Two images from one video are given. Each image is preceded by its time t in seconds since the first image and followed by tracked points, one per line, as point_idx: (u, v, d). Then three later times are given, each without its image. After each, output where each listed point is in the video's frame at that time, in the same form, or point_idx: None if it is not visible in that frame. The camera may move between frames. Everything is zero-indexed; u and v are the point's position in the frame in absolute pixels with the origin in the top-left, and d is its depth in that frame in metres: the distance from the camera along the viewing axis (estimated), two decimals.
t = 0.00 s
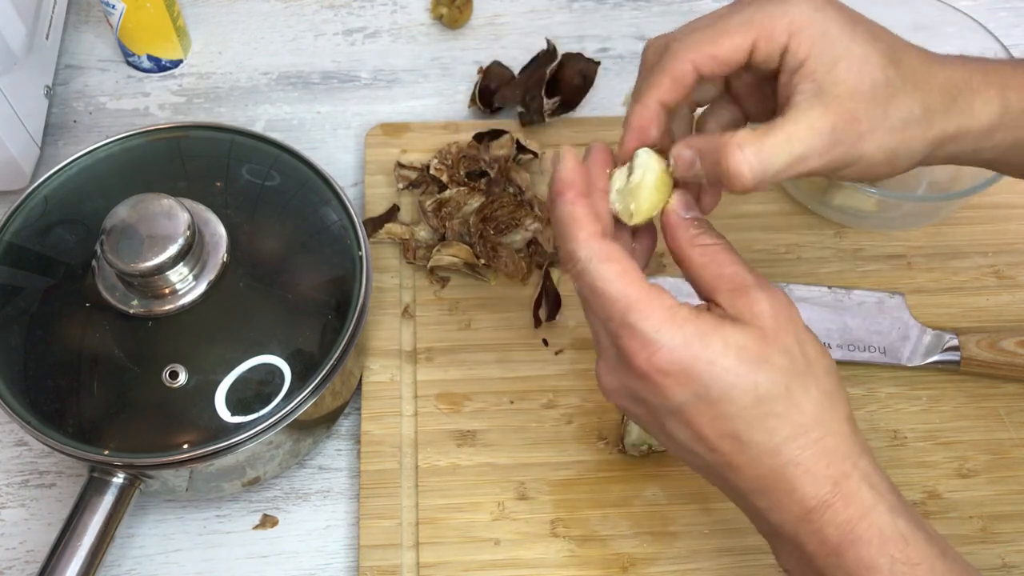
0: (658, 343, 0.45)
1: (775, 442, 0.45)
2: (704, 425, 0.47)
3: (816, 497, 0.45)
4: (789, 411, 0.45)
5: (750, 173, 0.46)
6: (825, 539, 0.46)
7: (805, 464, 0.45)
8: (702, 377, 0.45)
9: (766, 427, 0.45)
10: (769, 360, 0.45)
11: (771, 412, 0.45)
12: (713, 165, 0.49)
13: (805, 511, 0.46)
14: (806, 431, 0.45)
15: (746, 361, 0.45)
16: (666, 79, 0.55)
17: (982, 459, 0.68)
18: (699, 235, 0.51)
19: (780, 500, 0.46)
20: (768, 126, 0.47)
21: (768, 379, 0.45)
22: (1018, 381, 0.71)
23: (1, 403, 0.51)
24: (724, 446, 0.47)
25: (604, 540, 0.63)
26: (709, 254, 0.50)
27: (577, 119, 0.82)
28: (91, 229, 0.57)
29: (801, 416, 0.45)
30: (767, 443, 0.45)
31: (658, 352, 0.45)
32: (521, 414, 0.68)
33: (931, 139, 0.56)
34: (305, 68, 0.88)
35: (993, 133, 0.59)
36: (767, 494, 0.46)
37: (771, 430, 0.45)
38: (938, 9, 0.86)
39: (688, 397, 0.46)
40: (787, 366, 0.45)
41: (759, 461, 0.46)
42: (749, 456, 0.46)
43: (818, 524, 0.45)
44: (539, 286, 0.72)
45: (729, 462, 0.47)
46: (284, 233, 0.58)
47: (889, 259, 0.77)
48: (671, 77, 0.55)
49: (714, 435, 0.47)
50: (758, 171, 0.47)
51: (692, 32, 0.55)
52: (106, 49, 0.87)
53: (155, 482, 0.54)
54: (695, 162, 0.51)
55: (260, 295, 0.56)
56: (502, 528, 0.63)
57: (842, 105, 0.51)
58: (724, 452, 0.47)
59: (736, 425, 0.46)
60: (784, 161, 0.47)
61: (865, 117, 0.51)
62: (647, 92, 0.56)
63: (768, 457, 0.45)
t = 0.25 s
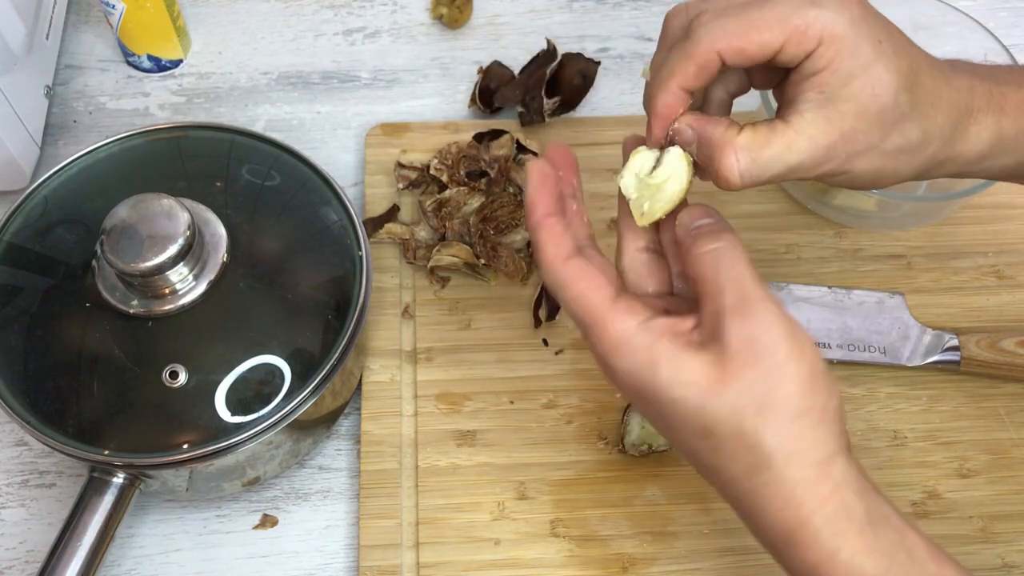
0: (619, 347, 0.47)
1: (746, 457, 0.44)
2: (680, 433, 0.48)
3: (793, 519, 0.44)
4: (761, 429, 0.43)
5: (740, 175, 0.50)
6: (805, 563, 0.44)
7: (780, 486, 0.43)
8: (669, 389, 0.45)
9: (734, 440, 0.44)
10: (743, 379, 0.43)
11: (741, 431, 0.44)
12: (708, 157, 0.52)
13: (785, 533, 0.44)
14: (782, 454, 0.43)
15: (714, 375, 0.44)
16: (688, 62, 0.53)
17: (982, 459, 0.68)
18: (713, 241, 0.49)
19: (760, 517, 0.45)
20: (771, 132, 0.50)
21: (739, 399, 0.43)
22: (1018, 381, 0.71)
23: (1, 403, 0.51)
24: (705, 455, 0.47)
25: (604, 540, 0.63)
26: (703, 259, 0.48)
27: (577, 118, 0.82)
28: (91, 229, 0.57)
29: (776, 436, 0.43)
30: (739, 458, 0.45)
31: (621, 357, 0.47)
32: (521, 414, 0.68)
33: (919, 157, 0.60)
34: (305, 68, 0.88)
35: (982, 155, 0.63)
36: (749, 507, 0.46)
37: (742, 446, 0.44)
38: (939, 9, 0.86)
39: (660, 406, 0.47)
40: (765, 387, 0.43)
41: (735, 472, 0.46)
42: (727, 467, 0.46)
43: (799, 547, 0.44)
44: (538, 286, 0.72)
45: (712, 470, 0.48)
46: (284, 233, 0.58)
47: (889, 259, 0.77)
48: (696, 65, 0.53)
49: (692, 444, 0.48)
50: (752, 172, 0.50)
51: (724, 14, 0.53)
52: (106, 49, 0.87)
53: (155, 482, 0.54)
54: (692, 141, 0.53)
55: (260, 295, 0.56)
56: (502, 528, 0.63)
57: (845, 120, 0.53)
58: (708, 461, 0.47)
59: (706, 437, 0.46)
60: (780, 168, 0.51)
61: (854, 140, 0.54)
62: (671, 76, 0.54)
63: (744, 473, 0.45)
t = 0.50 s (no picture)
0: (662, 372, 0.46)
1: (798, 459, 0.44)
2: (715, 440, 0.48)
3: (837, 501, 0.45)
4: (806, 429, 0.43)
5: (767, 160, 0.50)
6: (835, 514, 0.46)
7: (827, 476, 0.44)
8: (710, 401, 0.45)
9: (781, 447, 0.44)
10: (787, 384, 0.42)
11: (787, 436, 0.44)
12: (734, 153, 0.51)
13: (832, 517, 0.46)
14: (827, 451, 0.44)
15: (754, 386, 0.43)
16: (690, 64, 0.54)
17: (982, 459, 0.68)
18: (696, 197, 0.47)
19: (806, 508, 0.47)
20: (788, 114, 0.50)
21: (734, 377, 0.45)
22: (1018, 381, 0.71)
23: (1, 403, 0.51)
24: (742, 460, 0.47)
25: (604, 540, 0.63)
26: (731, 262, 0.41)
27: (576, 119, 0.82)
28: (91, 229, 0.57)
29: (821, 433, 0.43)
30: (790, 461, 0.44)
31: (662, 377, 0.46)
32: (521, 414, 0.68)
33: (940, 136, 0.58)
34: (305, 68, 0.88)
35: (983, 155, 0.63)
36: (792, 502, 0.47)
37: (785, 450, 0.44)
38: (939, 10, 0.86)
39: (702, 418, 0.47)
40: (805, 388, 0.42)
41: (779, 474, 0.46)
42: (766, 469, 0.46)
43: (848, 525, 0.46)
44: (538, 286, 0.73)
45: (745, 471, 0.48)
46: (284, 233, 0.58)
47: (889, 259, 0.77)
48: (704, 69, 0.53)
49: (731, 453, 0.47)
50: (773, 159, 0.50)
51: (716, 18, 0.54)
52: (106, 49, 0.87)
53: (155, 482, 0.54)
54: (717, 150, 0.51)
55: (260, 295, 0.56)
56: (502, 528, 0.63)
57: (859, 80, 0.52)
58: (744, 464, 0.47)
59: (755, 447, 0.45)
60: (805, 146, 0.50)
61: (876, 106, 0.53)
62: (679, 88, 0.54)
63: (789, 471, 0.45)
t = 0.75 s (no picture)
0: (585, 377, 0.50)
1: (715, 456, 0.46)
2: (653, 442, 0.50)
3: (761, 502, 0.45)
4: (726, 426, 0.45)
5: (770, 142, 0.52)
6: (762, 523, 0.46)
7: (748, 471, 0.45)
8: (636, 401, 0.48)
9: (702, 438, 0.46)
10: (704, 374, 0.46)
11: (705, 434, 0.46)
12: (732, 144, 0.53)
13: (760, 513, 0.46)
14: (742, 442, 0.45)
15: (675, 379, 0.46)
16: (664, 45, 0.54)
17: (982, 459, 0.68)
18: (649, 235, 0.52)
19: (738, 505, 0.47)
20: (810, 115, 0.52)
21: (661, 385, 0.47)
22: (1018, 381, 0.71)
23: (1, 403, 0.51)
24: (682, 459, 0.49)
25: (603, 540, 0.63)
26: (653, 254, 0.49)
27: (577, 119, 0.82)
28: (91, 229, 0.57)
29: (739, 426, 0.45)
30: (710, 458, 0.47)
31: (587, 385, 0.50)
32: (521, 414, 0.68)
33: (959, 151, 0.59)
34: (305, 68, 0.88)
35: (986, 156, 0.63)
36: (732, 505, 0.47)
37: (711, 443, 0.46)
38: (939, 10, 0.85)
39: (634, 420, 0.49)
40: (717, 380, 0.46)
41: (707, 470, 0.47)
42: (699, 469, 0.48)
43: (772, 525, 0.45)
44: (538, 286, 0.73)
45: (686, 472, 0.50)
46: (284, 234, 0.58)
47: (889, 259, 0.77)
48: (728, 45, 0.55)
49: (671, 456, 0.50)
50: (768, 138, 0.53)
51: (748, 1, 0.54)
52: (106, 49, 0.87)
53: (155, 482, 0.54)
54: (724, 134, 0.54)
55: (260, 295, 0.56)
56: (502, 528, 0.63)
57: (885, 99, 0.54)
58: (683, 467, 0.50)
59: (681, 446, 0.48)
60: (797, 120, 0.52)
61: (885, 95, 0.54)
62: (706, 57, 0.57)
63: (715, 467, 0.47)
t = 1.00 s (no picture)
0: (672, 304, 0.44)
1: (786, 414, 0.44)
2: (703, 390, 0.46)
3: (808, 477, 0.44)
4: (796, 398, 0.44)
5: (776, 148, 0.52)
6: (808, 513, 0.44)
7: (808, 439, 0.44)
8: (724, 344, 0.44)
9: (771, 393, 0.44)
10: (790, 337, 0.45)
11: (780, 406, 0.44)
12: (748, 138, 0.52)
13: (800, 488, 0.44)
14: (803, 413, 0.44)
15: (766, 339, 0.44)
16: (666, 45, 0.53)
17: (982, 459, 0.68)
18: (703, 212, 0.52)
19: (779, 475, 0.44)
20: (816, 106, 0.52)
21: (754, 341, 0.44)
22: (1018, 381, 0.71)
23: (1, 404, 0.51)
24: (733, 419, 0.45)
25: (604, 540, 0.63)
26: (717, 236, 0.49)
27: (577, 119, 0.82)
28: (91, 229, 0.57)
29: (808, 394, 0.44)
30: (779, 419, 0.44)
31: (666, 312, 0.44)
32: (521, 414, 0.68)
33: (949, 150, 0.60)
34: (305, 68, 0.88)
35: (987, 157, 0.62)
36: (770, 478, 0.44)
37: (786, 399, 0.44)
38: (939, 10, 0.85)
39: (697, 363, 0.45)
40: (799, 350, 0.44)
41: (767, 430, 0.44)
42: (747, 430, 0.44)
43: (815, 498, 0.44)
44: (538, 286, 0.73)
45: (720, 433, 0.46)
46: (284, 233, 0.58)
47: (889, 259, 0.77)
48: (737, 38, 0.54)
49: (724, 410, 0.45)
50: (781, 143, 0.51)
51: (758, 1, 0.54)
52: (106, 49, 0.87)
53: (155, 482, 0.54)
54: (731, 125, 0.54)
55: (260, 295, 0.56)
56: (502, 528, 0.63)
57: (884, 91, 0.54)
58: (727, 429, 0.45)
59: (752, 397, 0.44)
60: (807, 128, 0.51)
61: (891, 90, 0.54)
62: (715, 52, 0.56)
63: (776, 427, 0.44)
